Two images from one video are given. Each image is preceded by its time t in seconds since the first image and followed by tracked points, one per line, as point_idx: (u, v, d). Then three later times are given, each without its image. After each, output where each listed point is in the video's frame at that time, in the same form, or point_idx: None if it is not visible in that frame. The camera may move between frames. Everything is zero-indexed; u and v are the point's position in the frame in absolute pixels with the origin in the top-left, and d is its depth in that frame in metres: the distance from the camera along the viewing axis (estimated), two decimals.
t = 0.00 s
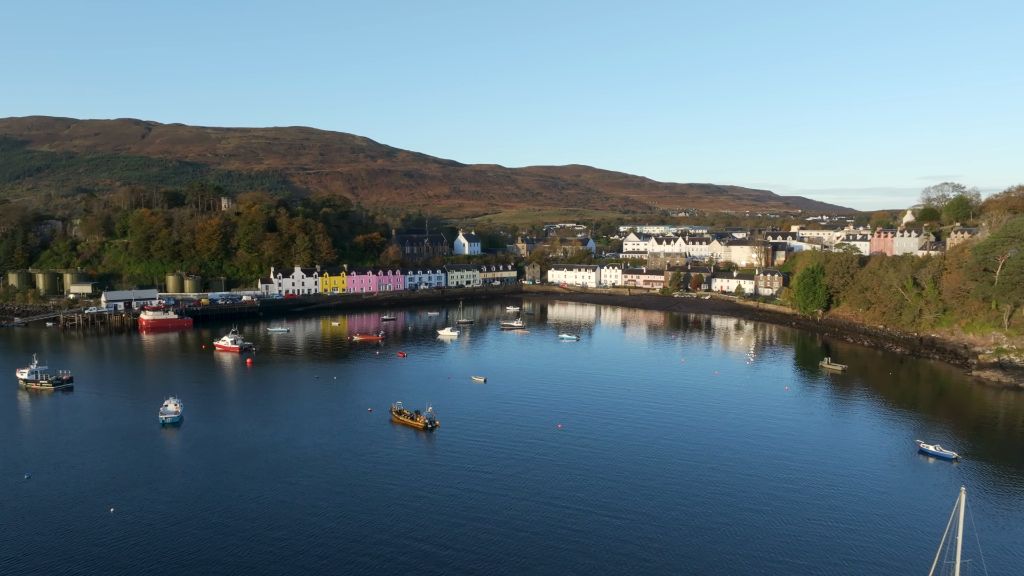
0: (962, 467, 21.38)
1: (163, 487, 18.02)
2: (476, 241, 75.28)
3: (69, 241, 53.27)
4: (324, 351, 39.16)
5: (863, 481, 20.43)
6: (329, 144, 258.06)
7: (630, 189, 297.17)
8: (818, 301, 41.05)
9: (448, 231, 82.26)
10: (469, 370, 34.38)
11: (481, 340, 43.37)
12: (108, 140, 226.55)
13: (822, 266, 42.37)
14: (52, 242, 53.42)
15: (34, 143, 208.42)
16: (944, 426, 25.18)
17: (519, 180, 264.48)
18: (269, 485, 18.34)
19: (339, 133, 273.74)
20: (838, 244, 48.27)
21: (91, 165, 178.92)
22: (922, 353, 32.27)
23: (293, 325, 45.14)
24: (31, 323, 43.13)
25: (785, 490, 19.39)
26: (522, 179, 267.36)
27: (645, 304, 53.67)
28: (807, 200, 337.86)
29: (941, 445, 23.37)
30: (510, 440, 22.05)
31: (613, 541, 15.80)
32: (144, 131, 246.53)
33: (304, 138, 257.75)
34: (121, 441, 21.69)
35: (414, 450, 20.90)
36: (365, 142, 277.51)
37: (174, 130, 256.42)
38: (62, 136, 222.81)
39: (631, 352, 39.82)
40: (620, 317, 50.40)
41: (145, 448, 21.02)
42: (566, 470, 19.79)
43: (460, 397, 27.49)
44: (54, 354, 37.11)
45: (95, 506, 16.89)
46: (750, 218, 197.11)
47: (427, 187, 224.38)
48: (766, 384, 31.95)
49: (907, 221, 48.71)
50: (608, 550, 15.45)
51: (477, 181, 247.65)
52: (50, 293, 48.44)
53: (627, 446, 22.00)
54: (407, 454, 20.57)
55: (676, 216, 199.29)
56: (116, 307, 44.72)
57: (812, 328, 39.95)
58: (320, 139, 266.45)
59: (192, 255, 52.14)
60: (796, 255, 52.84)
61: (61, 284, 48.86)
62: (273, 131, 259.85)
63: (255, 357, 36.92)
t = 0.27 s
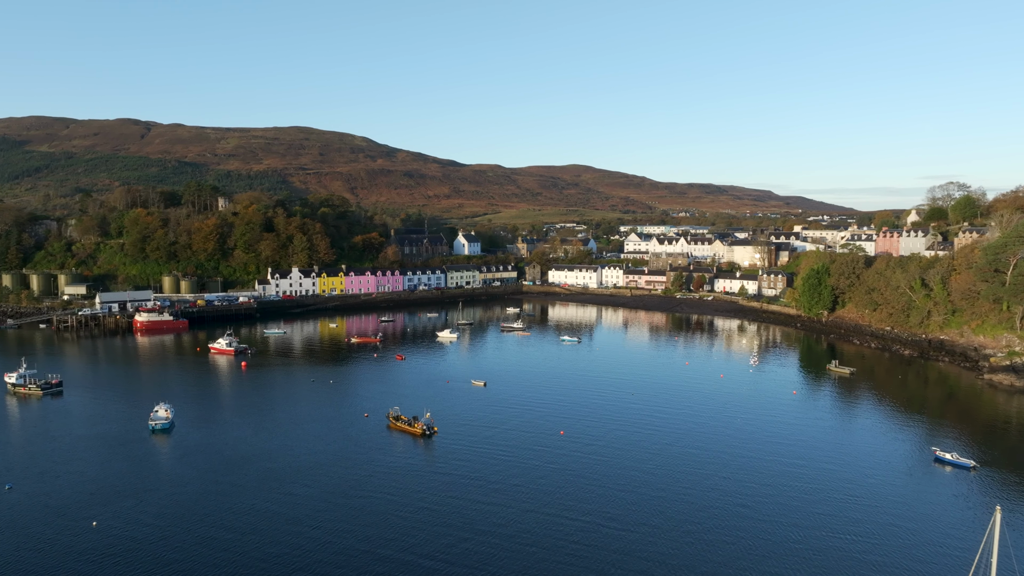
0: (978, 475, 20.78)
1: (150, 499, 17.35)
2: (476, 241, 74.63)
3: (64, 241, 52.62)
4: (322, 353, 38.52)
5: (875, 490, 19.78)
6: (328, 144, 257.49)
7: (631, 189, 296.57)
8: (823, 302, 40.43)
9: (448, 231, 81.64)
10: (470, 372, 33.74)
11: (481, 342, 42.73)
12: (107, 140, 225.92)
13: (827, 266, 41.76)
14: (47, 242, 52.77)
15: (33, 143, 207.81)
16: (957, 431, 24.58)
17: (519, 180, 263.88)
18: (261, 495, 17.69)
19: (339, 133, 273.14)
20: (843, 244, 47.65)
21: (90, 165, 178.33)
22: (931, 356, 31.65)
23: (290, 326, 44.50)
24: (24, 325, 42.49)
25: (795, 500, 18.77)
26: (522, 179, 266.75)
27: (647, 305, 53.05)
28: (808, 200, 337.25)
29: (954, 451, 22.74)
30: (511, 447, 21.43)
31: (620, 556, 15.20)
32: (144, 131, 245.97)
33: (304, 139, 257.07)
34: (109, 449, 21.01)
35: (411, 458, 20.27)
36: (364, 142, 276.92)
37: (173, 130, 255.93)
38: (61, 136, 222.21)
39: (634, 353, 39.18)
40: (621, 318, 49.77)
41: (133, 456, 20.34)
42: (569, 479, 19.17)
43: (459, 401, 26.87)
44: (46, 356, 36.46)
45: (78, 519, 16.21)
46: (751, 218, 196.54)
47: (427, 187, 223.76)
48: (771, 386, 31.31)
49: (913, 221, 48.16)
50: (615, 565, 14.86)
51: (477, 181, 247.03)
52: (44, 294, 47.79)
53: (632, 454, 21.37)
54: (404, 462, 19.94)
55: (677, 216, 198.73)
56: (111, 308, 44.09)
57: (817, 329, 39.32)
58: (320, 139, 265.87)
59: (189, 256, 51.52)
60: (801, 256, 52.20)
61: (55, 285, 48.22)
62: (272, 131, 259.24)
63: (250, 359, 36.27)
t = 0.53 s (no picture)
0: (993, 485, 20.20)
1: (136, 510, 16.74)
2: (476, 241, 74.02)
3: (58, 242, 51.98)
4: (319, 355, 37.89)
5: (885, 500, 19.17)
6: (328, 144, 256.83)
7: (631, 190, 295.94)
8: (828, 303, 39.81)
9: (448, 232, 81.09)
10: (470, 374, 33.11)
11: (481, 343, 42.14)
12: (106, 141, 225.22)
13: (832, 267, 41.15)
14: (41, 243, 52.14)
15: (32, 143, 207.26)
16: (968, 435, 24.01)
17: (519, 180, 263.25)
18: (251, 507, 17.07)
19: (338, 133, 272.46)
20: (849, 244, 47.06)
21: (89, 166, 177.76)
22: (940, 358, 31.06)
23: (287, 328, 43.85)
24: (17, 327, 41.85)
25: (804, 511, 18.17)
26: (522, 179, 266.11)
27: (650, 306, 52.42)
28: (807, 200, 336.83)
29: (965, 458, 22.13)
30: (511, 454, 20.83)
31: (627, 570, 14.67)
32: (143, 131, 245.29)
33: (304, 139, 256.50)
34: (95, 456, 20.37)
35: (408, 466, 19.66)
36: (364, 143, 276.50)
37: (172, 130, 255.44)
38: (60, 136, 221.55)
39: (635, 355, 38.54)
40: (622, 319, 49.15)
41: (120, 465, 19.71)
42: (572, 488, 18.62)
43: (459, 404, 26.28)
44: (39, 358, 35.82)
45: (59, 534, 15.59)
46: (751, 219, 196.06)
47: (427, 187, 223.13)
48: (777, 388, 30.68)
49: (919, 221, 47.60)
50: None
51: (477, 181, 246.41)
52: (38, 295, 47.18)
53: (636, 460, 20.81)
54: (401, 470, 19.33)
55: (677, 217, 198.26)
56: (105, 310, 43.46)
57: (822, 331, 38.71)
58: (320, 139, 265.33)
59: (185, 256, 50.92)
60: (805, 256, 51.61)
61: (50, 286, 47.61)
62: (272, 132, 258.53)
63: (246, 362, 35.66)
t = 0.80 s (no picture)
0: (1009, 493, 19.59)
1: (119, 524, 16.08)
2: (476, 241, 73.43)
3: (53, 242, 51.35)
4: (317, 357, 37.31)
5: (898, 510, 18.51)
6: (327, 144, 256.07)
7: (631, 189, 295.36)
8: (834, 304, 39.20)
9: (448, 232, 80.53)
10: (470, 376, 32.52)
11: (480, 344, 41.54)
12: (104, 140, 224.42)
13: (838, 267, 40.56)
14: (36, 243, 51.52)
15: (31, 144, 206.60)
16: (981, 440, 23.40)
17: (519, 180, 262.59)
18: (239, 519, 16.43)
19: (338, 133, 271.67)
20: (854, 244, 46.46)
21: (87, 165, 176.97)
22: (950, 360, 30.45)
23: (284, 329, 43.24)
24: (10, 329, 41.23)
25: (815, 523, 17.52)
26: (522, 179, 265.44)
27: (651, 306, 51.82)
28: (808, 199, 336.17)
29: (979, 465, 21.47)
30: (512, 462, 20.21)
31: None
32: (142, 131, 244.48)
33: (303, 138, 255.85)
34: (80, 464, 19.72)
35: (405, 475, 19.03)
36: (363, 142, 275.78)
37: (171, 130, 254.71)
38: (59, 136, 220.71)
39: (638, 356, 37.94)
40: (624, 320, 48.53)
41: (105, 474, 19.05)
42: (575, 497, 18.06)
43: (458, 409, 25.69)
44: (30, 361, 35.20)
45: (37, 549, 14.94)
46: (752, 219, 195.46)
47: (427, 187, 222.48)
48: (783, 390, 30.05)
49: (925, 220, 47.01)
50: None
51: (477, 181, 245.75)
52: (32, 296, 46.55)
53: (640, 468, 20.23)
54: (399, 479, 18.75)
55: (677, 217, 197.63)
56: (100, 311, 42.86)
57: (828, 333, 38.04)
58: (319, 139, 264.56)
59: (181, 257, 50.32)
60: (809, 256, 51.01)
61: (43, 287, 47.00)
62: (271, 132, 257.74)
63: (242, 364, 35.06)
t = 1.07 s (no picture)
0: None
1: (101, 539, 15.43)
2: (476, 241, 72.80)
3: (47, 242, 50.71)
4: (314, 359, 36.69)
5: (912, 521, 17.85)
6: (327, 144, 255.27)
7: (631, 189, 294.73)
8: (840, 304, 38.57)
9: (447, 232, 79.90)
10: (470, 378, 31.90)
11: (480, 346, 40.92)
12: (103, 140, 223.54)
13: (844, 268, 39.95)
14: (30, 244, 50.87)
15: (29, 144, 205.79)
16: (996, 445, 22.79)
17: (519, 180, 261.90)
18: (228, 534, 15.79)
19: (337, 133, 270.79)
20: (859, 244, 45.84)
21: (86, 165, 176.13)
22: (960, 363, 29.84)
23: (281, 331, 42.61)
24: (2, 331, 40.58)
25: (826, 536, 16.88)
26: (522, 179, 264.72)
27: (653, 307, 51.21)
28: (808, 199, 335.47)
29: (993, 472, 20.89)
30: (513, 470, 19.58)
31: None
32: (141, 131, 243.58)
33: (303, 138, 255.15)
34: (66, 473, 19.09)
35: (402, 485, 18.43)
36: (363, 142, 275.03)
37: (170, 130, 253.88)
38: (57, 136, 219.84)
39: (640, 358, 37.31)
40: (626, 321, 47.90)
41: (89, 485, 18.38)
42: (578, 508, 17.49)
43: (457, 413, 25.06)
44: (22, 364, 34.57)
45: (18, 565, 14.35)
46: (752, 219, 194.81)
47: (426, 187, 221.76)
48: (789, 392, 29.40)
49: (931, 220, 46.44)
50: None
51: (477, 180, 245.05)
52: (25, 297, 45.85)
53: (646, 476, 19.63)
54: (396, 489, 18.16)
55: (678, 217, 196.99)
56: (94, 312, 42.24)
57: (834, 334, 37.38)
58: (319, 139, 263.74)
59: (177, 257, 49.69)
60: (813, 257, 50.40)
61: (37, 288, 46.34)
62: (271, 132, 256.91)
63: (237, 367, 34.45)
